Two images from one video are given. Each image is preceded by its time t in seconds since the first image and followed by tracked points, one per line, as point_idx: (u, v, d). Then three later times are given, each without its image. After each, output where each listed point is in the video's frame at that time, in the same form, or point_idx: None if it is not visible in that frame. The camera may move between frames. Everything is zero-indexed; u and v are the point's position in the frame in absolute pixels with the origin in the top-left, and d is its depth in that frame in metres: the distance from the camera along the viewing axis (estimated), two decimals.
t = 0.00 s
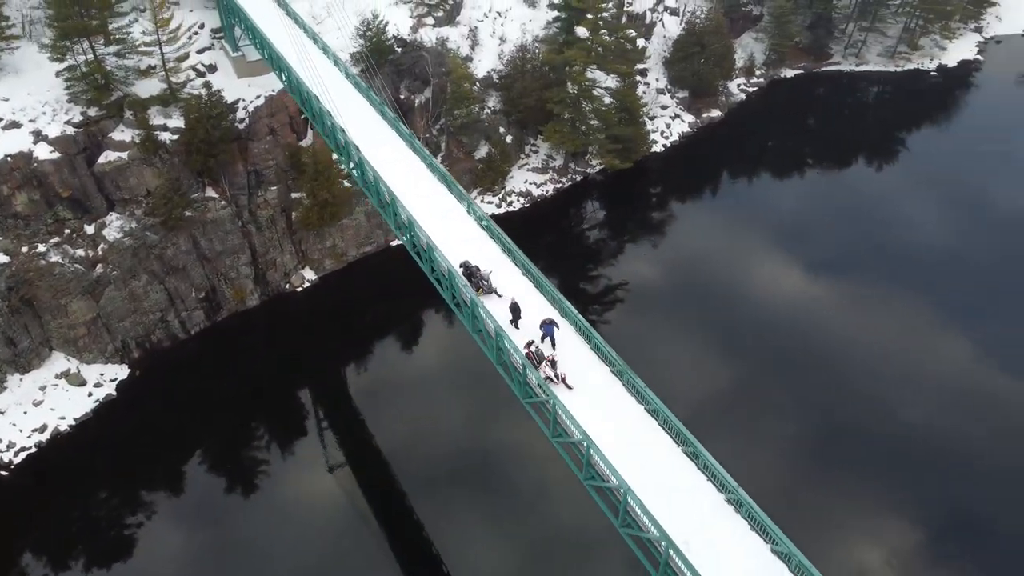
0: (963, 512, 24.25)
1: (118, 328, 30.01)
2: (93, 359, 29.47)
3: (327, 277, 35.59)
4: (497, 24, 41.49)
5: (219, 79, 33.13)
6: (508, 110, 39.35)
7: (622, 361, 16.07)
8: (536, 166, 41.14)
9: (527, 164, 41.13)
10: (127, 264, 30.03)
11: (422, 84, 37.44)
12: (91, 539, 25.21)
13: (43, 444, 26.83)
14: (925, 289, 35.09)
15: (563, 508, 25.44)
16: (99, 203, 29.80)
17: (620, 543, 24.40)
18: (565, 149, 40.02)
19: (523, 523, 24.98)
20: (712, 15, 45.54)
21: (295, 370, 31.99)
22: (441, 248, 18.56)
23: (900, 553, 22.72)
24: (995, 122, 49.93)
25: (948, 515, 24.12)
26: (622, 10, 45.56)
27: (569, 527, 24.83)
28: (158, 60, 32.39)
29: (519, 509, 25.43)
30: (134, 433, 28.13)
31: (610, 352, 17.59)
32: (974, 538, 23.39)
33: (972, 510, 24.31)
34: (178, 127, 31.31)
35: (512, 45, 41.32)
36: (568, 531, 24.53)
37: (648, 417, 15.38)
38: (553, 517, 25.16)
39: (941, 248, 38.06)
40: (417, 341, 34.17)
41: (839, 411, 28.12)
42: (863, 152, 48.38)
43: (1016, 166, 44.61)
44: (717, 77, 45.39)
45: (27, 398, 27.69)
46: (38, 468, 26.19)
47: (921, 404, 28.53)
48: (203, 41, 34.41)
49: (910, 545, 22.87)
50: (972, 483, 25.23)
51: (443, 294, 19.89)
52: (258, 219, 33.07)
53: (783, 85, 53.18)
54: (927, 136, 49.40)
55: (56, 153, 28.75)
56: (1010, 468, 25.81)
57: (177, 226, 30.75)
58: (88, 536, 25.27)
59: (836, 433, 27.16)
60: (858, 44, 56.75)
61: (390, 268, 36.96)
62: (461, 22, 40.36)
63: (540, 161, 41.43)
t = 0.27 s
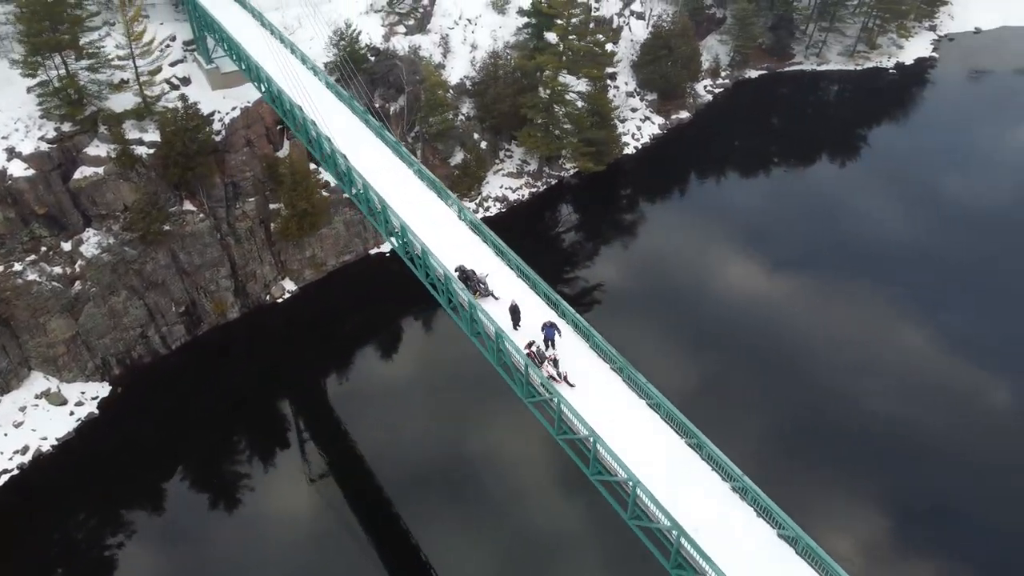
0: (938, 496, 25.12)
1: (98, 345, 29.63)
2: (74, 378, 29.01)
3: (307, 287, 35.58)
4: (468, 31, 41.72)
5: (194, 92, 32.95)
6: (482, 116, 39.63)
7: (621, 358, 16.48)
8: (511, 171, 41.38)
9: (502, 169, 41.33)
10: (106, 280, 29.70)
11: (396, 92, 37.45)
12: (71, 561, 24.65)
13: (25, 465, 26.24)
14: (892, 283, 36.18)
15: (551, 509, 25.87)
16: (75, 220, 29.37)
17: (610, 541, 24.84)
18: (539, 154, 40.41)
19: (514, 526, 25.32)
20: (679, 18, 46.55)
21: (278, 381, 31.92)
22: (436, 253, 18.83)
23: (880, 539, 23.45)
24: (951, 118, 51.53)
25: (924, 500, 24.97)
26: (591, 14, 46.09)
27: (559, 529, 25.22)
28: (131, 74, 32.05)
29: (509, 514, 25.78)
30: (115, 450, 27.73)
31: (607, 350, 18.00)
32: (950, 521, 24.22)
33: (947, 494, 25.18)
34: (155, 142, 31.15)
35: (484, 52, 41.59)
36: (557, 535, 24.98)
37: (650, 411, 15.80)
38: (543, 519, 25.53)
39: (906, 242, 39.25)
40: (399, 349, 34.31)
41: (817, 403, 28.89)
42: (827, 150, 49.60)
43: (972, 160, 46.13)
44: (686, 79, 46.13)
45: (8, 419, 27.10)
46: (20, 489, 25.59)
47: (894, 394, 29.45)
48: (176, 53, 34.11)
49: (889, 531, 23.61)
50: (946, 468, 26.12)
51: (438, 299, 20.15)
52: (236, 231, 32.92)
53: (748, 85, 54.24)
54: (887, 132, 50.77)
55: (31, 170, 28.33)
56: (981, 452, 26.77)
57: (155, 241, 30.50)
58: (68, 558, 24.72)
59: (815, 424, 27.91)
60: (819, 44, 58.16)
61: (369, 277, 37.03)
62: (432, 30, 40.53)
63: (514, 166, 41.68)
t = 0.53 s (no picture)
0: (916, 482, 25.95)
1: (78, 363, 29.19)
2: (54, 398, 28.56)
3: (287, 299, 35.54)
4: (439, 39, 41.93)
5: (168, 105, 32.75)
6: (457, 122, 39.87)
7: (621, 355, 16.86)
8: (487, 176, 41.74)
9: (478, 175, 41.69)
10: (84, 297, 29.34)
11: (371, 101, 37.70)
12: None
13: (9, 487, 25.78)
14: (862, 277, 37.21)
15: (539, 512, 26.22)
16: (52, 237, 28.94)
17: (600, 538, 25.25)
18: (514, 159, 40.79)
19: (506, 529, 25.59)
20: (645, 22, 47.17)
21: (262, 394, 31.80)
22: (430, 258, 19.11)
23: (863, 524, 24.15)
24: (910, 115, 53.06)
25: (902, 486, 25.79)
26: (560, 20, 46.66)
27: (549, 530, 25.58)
28: (105, 88, 31.69)
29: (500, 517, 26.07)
30: (98, 468, 27.44)
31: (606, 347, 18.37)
32: (927, 505, 25.04)
33: (924, 479, 26.01)
34: (131, 155, 30.79)
35: (456, 59, 41.87)
36: (548, 536, 25.34)
37: (653, 405, 16.19)
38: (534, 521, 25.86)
39: (872, 237, 40.37)
40: (383, 358, 34.40)
41: (796, 395, 29.64)
42: (793, 149, 50.73)
43: (931, 156, 47.58)
44: (654, 82, 46.86)
45: None
46: (4, 510, 25.25)
47: (869, 385, 30.32)
48: (148, 66, 33.81)
49: (872, 517, 24.31)
50: (922, 455, 26.99)
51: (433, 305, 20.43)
52: (216, 243, 32.76)
53: (714, 87, 55.23)
54: (849, 129, 52.08)
55: (5, 187, 27.78)
56: (954, 437, 27.69)
57: (134, 255, 30.22)
58: None
59: (795, 416, 28.62)
60: (781, 45, 59.42)
61: (350, 287, 37.06)
62: (404, 38, 40.71)
63: (490, 172, 42.06)
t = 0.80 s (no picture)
0: (892, 472, 26.76)
1: (59, 382, 28.74)
2: (36, 418, 28.08)
3: (268, 310, 35.44)
4: (411, 48, 42.13)
5: (144, 118, 32.51)
6: (432, 129, 40.04)
7: (620, 352, 17.28)
8: (463, 182, 42.05)
9: (454, 181, 41.99)
10: (64, 314, 28.95)
11: (346, 110, 37.51)
12: None
13: None
14: (832, 273, 38.20)
15: (526, 517, 26.54)
16: (29, 255, 28.55)
17: (593, 538, 25.64)
18: (490, 164, 41.09)
19: (500, 533, 25.82)
20: (612, 26, 47.66)
21: (248, 406, 31.63)
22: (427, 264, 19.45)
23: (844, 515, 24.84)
24: (871, 114, 54.46)
25: (879, 477, 26.59)
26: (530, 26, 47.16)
27: (542, 533, 25.89)
28: (79, 103, 31.34)
29: (493, 522, 26.31)
30: (83, 487, 27.08)
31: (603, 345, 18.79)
32: (902, 495, 25.90)
33: (900, 469, 26.83)
34: (108, 169, 30.42)
35: (429, 67, 42.07)
36: (542, 538, 25.65)
37: (654, 400, 16.64)
38: (527, 524, 26.16)
39: (840, 234, 41.44)
40: (367, 367, 34.42)
41: (775, 390, 30.36)
42: (760, 148, 51.77)
43: (892, 154, 48.96)
44: (624, 85, 47.47)
45: None
46: None
47: (845, 378, 31.16)
48: (121, 79, 33.45)
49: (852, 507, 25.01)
50: (899, 445, 27.86)
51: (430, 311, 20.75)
52: (195, 257, 32.55)
53: (682, 89, 56.11)
54: (813, 128, 53.29)
55: None
56: (928, 427, 28.62)
57: (114, 271, 29.91)
58: None
59: (774, 411, 29.30)
60: (745, 46, 60.58)
61: (332, 296, 37.00)
62: (376, 47, 40.83)
63: (466, 178, 42.42)
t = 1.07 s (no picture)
0: (870, 463, 27.50)
1: (40, 402, 28.25)
2: (17, 438, 27.62)
3: (250, 322, 35.27)
4: (384, 56, 42.27)
5: (119, 132, 32.25)
6: (407, 137, 40.13)
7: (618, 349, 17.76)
8: (440, 189, 42.15)
9: (431, 188, 42.03)
10: (45, 332, 28.43)
11: (322, 120, 37.39)
12: None
13: None
14: (803, 271, 39.18)
15: (513, 523, 26.82)
16: (6, 273, 27.97)
17: (585, 541, 26.20)
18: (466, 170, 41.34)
19: (491, 540, 26.27)
20: (580, 32, 48.25)
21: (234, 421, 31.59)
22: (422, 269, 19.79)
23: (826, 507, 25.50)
24: (833, 114, 55.85)
25: (858, 468, 27.32)
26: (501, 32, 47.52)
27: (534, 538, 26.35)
28: (54, 118, 30.97)
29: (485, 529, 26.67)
30: (69, 507, 26.65)
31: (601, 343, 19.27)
32: (880, 486, 26.64)
33: (877, 461, 27.60)
34: (86, 185, 30.17)
35: (402, 75, 42.26)
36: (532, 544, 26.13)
37: (655, 395, 17.12)
38: (516, 531, 26.63)
39: (809, 232, 42.44)
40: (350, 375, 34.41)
41: (756, 386, 31.04)
42: (728, 149, 52.79)
43: (854, 153, 50.29)
44: (595, 89, 48.04)
45: None
46: None
47: (820, 374, 32.03)
48: (94, 94, 33.20)
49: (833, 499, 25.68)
50: (876, 436, 28.62)
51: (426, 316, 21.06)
52: (175, 270, 32.27)
53: (650, 91, 56.92)
54: (779, 126, 54.55)
55: None
56: (903, 417, 29.50)
57: (94, 287, 29.51)
58: None
59: (753, 408, 29.93)
60: (710, 49, 61.61)
61: (313, 306, 36.97)
62: (349, 56, 40.89)
63: (442, 184, 42.55)
